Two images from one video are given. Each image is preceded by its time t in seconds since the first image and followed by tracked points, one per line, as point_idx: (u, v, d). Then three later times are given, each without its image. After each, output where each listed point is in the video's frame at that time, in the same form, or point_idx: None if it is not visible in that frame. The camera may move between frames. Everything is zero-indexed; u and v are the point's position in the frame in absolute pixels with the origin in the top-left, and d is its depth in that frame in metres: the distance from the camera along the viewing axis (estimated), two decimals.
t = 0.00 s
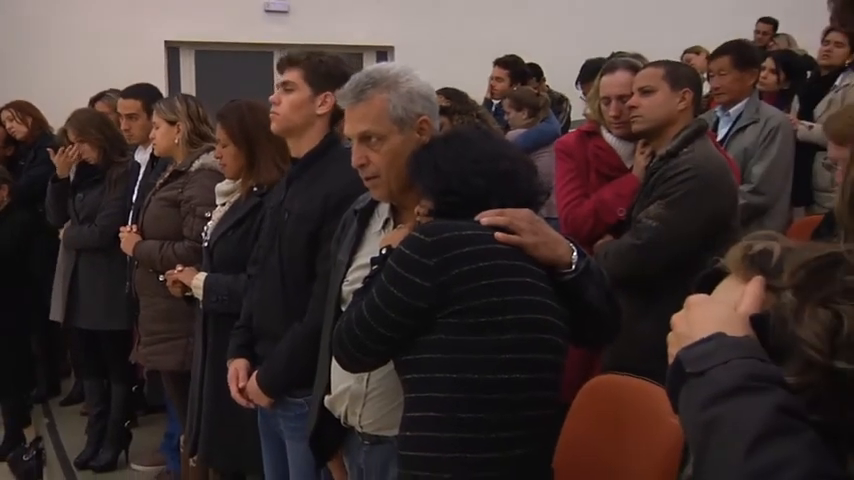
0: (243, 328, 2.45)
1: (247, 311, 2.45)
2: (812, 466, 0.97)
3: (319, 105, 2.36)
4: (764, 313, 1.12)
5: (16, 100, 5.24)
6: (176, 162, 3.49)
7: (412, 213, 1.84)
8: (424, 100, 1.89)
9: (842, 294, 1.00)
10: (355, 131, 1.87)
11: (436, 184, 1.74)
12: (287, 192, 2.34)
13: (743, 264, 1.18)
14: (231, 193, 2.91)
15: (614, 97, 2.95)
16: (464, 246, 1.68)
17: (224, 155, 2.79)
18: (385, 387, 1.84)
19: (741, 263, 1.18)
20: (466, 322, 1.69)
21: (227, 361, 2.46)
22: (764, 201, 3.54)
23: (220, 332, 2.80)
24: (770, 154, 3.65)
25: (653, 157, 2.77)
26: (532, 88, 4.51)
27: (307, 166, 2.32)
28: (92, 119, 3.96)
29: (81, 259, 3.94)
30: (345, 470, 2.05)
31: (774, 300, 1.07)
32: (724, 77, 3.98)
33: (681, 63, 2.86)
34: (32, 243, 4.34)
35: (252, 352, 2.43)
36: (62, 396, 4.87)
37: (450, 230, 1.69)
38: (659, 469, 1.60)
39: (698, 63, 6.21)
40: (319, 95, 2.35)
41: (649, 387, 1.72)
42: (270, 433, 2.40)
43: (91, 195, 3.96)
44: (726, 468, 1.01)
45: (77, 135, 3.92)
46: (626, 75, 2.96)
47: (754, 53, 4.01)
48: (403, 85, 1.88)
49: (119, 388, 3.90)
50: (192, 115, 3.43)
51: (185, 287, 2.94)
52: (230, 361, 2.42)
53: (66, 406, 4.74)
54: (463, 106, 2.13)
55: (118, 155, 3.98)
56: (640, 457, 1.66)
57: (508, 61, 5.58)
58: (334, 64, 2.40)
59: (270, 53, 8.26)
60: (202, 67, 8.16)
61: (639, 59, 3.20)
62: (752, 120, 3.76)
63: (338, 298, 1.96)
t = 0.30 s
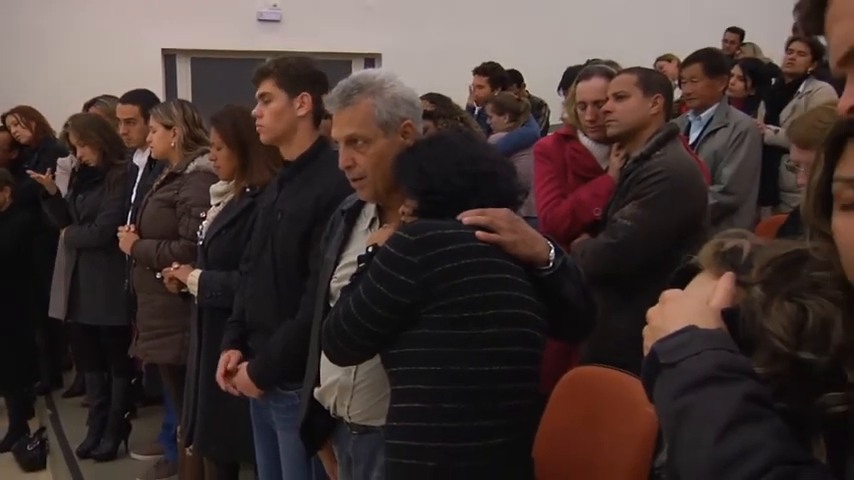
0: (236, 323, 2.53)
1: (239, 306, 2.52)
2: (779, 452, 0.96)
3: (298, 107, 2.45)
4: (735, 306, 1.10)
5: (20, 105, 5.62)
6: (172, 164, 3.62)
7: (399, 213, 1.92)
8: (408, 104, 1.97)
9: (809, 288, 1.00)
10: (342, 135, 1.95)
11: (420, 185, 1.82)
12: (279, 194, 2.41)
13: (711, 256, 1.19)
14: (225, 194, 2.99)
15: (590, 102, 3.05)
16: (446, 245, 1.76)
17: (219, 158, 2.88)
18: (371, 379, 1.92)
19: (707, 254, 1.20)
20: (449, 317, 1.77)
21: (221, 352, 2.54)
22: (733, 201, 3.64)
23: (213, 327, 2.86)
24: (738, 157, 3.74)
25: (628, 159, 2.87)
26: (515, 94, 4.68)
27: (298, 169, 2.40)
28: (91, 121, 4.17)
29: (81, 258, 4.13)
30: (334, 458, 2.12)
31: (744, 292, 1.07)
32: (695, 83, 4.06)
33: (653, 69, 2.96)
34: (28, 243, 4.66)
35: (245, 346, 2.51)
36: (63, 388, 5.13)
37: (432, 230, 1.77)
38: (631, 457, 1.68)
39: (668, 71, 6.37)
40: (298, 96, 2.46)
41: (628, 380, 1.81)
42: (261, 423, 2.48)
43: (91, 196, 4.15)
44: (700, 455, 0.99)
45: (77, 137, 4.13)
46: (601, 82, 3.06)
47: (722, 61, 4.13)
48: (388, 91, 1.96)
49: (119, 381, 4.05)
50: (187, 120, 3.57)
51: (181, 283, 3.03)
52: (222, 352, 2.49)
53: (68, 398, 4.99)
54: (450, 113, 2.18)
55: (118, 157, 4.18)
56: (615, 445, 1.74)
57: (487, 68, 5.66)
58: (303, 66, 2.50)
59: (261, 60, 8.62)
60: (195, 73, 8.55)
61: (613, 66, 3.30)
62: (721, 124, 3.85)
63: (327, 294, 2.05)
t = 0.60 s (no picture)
0: (234, 316, 2.61)
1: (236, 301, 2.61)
2: (750, 438, 0.94)
3: (279, 118, 2.54)
4: (708, 300, 1.12)
5: (29, 110, 5.99)
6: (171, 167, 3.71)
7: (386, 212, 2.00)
8: (396, 110, 2.07)
9: (777, 283, 1.05)
10: (333, 139, 2.04)
11: (407, 184, 1.91)
12: (276, 195, 2.49)
13: (685, 254, 1.28)
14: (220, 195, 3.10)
15: (570, 108, 3.18)
16: (431, 243, 1.84)
17: (216, 161, 2.97)
18: (361, 372, 2.00)
19: (682, 253, 1.29)
20: (434, 311, 1.84)
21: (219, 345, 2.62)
22: (706, 201, 3.72)
23: (210, 323, 2.95)
24: (711, 159, 3.84)
25: (605, 161, 2.97)
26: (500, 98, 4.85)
27: (294, 171, 2.48)
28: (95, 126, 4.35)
29: (86, 256, 4.27)
30: (327, 446, 2.21)
31: (714, 287, 1.13)
32: (671, 89, 4.19)
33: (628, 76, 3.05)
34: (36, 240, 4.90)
35: (242, 340, 2.59)
36: (69, 380, 5.37)
37: (418, 229, 1.84)
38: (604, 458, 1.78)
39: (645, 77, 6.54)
40: (275, 108, 2.54)
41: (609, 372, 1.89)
42: (257, 413, 2.57)
43: (95, 197, 4.31)
44: (677, 442, 0.98)
45: (83, 140, 4.31)
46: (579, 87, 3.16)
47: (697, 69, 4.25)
48: (377, 96, 2.05)
49: (122, 374, 4.21)
50: (186, 124, 3.65)
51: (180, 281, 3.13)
52: (219, 345, 2.57)
53: (73, 389, 5.23)
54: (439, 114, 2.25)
55: (120, 161, 4.36)
56: (591, 441, 1.84)
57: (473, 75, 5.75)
58: (266, 76, 2.58)
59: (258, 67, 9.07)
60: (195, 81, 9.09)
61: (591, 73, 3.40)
62: (696, 128, 3.98)
63: (319, 290, 2.14)
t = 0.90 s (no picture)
0: (230, 313, 2.69)
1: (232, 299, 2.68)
2: (721, 424, 0.97)
3: (264, 131, 2.62)
4: (681, 295, 1.16)
5: (36, 116, 6.27)
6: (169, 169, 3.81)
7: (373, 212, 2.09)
8: (394, 117, 2.16)
9: (748, 279, 1.10)
10: (331, 144, 2.13)
11: (393, 186, 1.98)
12: (269, 198, 2.56)
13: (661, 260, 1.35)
14: (215, 197, 3.19)
15: (550, 112, 3.26)
16: (418, 241, 1.88)
17: (210, 165, 3.04)
18: (350, 366, 2.07)
19: (657, 255, 1.37)
20: (420, 308, 1.89)
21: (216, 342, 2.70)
22: (680, 201, 3.83)
23: (205, 320, 3.05)
24: (684, 162, 3.95)
25: (584, 164, 3.07)
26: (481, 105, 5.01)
27: (286, 175, 2.57)
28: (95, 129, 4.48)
29: (88, 253, 4.43)
30: (318, 435, 2.30)
31: (686, 281, 1.17)
32: (646, 95, 4.30)
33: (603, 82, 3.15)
34: (45, 238, 5.12)
35: (239, 336, 2.67)
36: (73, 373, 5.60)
37: (405, 228, 1.88)
38: (582, 458, 1.87)
39: (623, 83, 6.73)
40: (257, 122, 2.61)
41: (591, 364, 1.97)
42: (252, 406, 2.66)
43: (97, 198, 4.46)
44: (652, 429, 1.00)
45: (85, 140, 4.45)
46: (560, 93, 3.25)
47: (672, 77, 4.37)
48: (378, 104, 2.14)
49: (122, 368, 4.38)
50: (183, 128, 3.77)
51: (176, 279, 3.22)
52: (218, 342, 2.65)
53: (77, 383, 5.46)
54: (429, 117, 2.33)
55: (120, 163, 4.48)
56: (569, 438, 1.93)
57: (455, 81, 5.87)
58: (239, 95, 2.65)
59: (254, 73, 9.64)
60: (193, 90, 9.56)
61: (569, 79, 3.50)
62: (669, 132, 4.09)
63: (309, 287, 2.23)
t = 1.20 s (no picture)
0: (228, 308, 2.77)
1: (230, 294, 2.77)
2: (695, 410, 1.01)
3: (260, 135, 2.71)
4: (657, 287, 1.23)
5: (43, 118, 6.37)
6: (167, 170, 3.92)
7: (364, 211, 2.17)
8: (387, 120, 2.24)
9: (720, 274, 1.18)
10: (323, 142, 2.20)
11: (382, 186, 2.06)
12: (265, 197, 2.65)
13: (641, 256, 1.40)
14: (211, 196, 3.29)
15: (533, 115, 3.34)
16: (404, 240, 1.97)
17: (206, 164, 3.12)
18: (340, 357, 2.15)
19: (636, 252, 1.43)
20: (409, 302, 1.97)
21: (215, 336, 2.78)
22: (656, 199, 3.93)
23: (202, 313, 3.16)
24: (660, 163, 4.05)
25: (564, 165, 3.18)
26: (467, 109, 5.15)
27: (279, 175, 2.66)
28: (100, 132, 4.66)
29: (93, 251, 4.58)
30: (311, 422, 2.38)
31: (663, 276, 1.23)
32: (624, 98, 4.40)
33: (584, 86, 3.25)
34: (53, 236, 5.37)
35: (235, 328, 2.76)
36: (78, 364, 5.82)
37: (392, 227, 1.97)
38: (563, 454, 1.97)
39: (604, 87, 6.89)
40: (253, 126, 2.70)
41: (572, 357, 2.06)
42: (250, 397, 2.75)
43: (101, 198, 4.61)
44: (631, 418, 1.04)
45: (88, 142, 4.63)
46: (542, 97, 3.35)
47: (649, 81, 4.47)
48: (372, 108, 2.22)
49: (125, 360, 4.54)
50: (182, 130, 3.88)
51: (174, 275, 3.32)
52: (217, 335, 2.74)
53: (82, 374, 5.65)
54: (418, 120, 2.42)
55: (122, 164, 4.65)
56: (553, 428, 2.02)
57: (445, 84, 5.97)
58: (233, 101, 2.74)
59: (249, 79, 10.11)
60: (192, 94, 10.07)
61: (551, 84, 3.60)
62: (645, 134, 4.18)
63: (302, 281, 2.32)
